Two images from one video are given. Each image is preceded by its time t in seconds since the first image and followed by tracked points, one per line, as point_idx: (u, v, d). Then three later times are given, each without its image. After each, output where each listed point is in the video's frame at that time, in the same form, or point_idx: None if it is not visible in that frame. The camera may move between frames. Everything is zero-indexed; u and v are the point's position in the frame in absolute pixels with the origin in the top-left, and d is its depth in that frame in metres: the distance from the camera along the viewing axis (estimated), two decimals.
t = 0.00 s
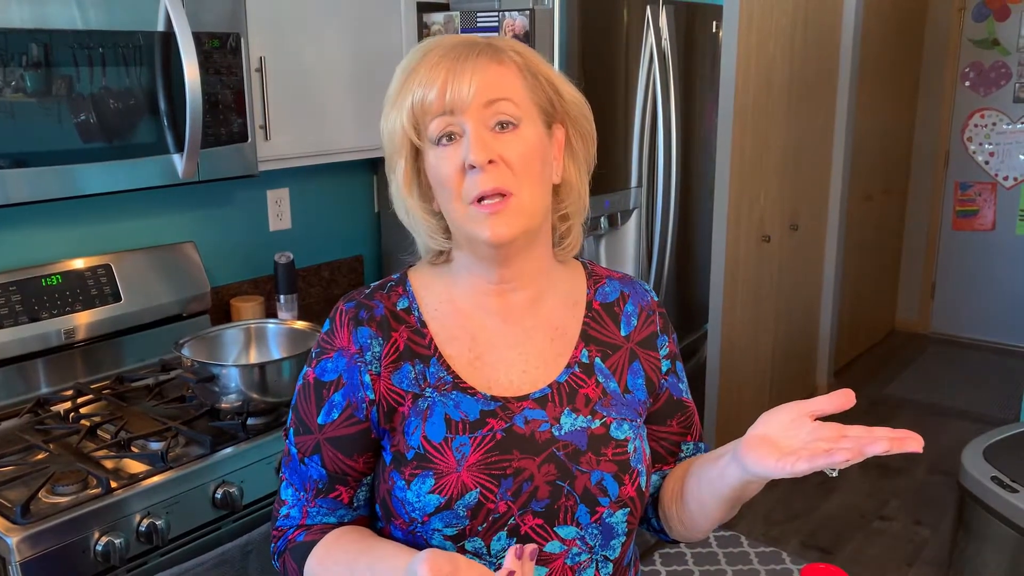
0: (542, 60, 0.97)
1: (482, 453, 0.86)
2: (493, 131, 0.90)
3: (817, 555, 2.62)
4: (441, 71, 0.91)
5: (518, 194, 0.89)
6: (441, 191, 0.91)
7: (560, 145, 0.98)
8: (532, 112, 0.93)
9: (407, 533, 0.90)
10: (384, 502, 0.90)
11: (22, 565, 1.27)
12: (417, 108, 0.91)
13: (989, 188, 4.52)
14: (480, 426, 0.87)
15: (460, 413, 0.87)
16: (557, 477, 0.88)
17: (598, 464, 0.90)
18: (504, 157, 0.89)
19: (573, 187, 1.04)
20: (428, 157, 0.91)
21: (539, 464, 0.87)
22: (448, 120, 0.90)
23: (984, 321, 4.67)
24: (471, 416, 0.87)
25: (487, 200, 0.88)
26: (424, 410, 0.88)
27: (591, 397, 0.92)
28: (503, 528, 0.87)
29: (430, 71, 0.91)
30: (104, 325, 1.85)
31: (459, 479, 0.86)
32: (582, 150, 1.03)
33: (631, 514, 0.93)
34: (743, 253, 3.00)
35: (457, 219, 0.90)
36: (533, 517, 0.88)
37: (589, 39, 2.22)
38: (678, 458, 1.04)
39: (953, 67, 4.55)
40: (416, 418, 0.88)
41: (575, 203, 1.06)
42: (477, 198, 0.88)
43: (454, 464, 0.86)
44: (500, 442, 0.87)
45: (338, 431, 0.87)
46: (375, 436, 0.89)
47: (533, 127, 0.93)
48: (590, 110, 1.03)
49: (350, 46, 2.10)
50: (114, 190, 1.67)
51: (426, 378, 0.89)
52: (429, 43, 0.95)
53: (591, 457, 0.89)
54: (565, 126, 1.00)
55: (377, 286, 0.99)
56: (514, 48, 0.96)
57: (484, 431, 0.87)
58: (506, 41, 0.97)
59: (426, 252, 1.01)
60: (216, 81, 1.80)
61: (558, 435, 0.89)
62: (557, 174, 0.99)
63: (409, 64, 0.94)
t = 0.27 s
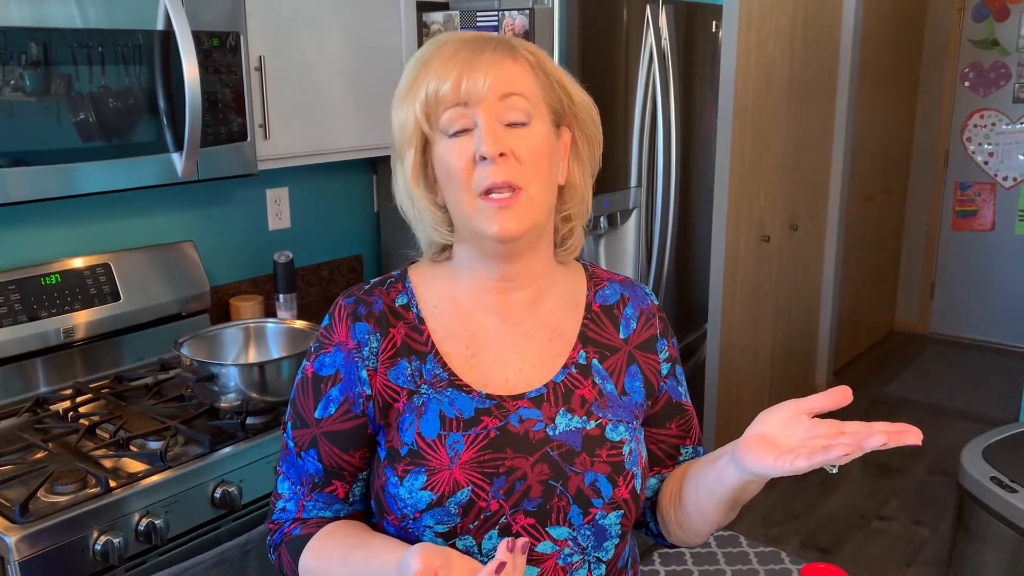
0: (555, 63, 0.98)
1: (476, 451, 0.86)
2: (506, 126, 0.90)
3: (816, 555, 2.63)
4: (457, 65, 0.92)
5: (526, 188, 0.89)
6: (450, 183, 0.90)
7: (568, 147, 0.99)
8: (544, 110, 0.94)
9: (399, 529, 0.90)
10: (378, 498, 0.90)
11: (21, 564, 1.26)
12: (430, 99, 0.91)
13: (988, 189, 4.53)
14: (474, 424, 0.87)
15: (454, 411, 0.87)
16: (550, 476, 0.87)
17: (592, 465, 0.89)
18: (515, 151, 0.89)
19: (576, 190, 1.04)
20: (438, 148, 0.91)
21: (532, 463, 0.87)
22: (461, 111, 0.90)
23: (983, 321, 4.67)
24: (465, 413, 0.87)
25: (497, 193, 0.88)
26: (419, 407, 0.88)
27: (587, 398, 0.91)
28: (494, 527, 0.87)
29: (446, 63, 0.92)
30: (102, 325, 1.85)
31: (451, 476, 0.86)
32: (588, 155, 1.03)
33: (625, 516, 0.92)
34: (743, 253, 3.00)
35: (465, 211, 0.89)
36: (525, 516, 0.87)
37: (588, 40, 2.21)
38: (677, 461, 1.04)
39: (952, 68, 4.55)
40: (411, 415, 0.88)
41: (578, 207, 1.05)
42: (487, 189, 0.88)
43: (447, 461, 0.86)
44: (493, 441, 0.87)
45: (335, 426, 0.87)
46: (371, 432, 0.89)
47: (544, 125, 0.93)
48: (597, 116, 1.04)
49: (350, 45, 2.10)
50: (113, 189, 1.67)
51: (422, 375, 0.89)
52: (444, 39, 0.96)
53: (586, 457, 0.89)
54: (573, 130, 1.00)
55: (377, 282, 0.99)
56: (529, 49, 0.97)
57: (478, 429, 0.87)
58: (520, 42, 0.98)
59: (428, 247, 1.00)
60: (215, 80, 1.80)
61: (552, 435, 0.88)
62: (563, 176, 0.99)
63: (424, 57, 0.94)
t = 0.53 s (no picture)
0: (561, 62, 0.97)
1: (474, 451, 0.86)
2: (499, 123, 0.90)
3: (815, 555, 2.63)
4: (454, 60, 0.92)
5: (516, 185, 0.88)
6: (443, 177, 0.91)
7: (570, 148, 0.98)
8: (542, 109, 0.93)
9: (398, 527, 0.90)
10: (377, 497, 0.91)
11: (20, 563, 1.27)
12: (428, 94, 0.92)
13: (987, 189, 4.53)
14: (474, 424, 0.87)
15: (454, 410, 0.87)
16: (548, 477, 0.87)
17: (591, 466, 0.89)
18: (505, 148, 0.89)
19: (582, 193, 1.05)
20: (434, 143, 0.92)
21: (531, 463, 0.87)
22: (455, 107, 0.91)
23: (982, 321, 4.68)
24: (465, 413, 0.87)
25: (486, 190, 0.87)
26: (419, 406, 0.88)
27: (587, 399, 0.91)
28: (492, 527, 0.87)
29: (444, 59, 0.92)
30: (102, 324, 1.85)
31: (450, 475, 0.86)
32: (593, 157, 1.03)
33: (623, 516, 0.93)
34: (742, 252, 3.00)
35: (456, 207, 0.89)
36: (524, 516, 0.87)
37: (587, 40, 2.21)
38: (677, 463, 1.04)
39: (951, 68, 4.55)
40: (410, 414, 0.88)
41: (583, 209, 1.06)
42: (476, 186, 0.88)
43: (446, 461, 0.86)
44: (492, 441, 0.87)
45: (334, 424, 0.88)
46: (371, 430, 0.89)
47: (540, 123, 0.92)
48: (604, 118, 1.03)
49: (350, 45, 2.10)
50: (112, 189, 1.67)
51: (422, 374, 0.89)
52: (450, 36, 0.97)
53: (585, 458, 0.89)
54: (578, 131, 1.00)
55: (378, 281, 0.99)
56: (533, 47, 0.97)
57: (477, 429, 0.87)
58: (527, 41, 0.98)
59: (430, 241, 1.02)
60: (215, 79, 1.80)
61: (552, 435, 0.88)
62: (564, 176, 0.99)
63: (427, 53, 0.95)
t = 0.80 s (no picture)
0: (573, 65, 0.98)
1: (479, 449, 0.86)
2: (513, 125, 0.90)
3: (815, 555, 2.63)
4: (470, 60, 0.92)
5: (530, 187, 0.89)
6: (456, 177, 0.91)
7: (579, 151, 0.99)
8: (555, 112, 0.94)
9: (402, 524, 0.89)
10: (380, 493, 0.91)
11: (20, 563, 1.27)
12: (442, 93, 0.92)
13: (987, 189, 4.53)
14: (478, 422, 0.87)
15: (459, 408, 0.87)
16: (552, 475, 0.88)
17: (594, 465, 0.90)
18: (519, 150, 0.89)
19: (588, 194, 1.04)
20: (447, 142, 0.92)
21: (534, 461, 0.87)
22: (470, 107, 0.91)
23: (982, 321, 4.68)
24: (469, 411, 0.87)
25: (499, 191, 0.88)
26: (424, 403, 0.88)
27: (590, 398, 0.91)
28: (496, 524, 0.87)
29: (461, 59, 0.92)
30: (102, 324, 1.85)
31: (455, 472, 0.86)
32: (600, 160, 1.03)
33: (625, 515, 0.93)
34: (741, 253, 3.01)
35: (468, 207, 0.90)
36: (527, 513, 0.87)
37: (587, 41, 2.21)
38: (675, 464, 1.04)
39: (951, 69, 4.56)
40: (415, 411, 0.88)
41: (589, 212, 1.05)
42: (489, 186, 0.88)
43: (451, 458, 0.86)
44: (497, 438, 0.87)
45: (341, 420, 0.88)
46: (377, 427, 0.89)
47: (553, 125, 0.93)
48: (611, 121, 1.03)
49: (349, 45, 2.11)
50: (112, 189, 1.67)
51: (427, 372, 0.89)
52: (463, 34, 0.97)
53: (588, 457, 0.89)
54: (586, 134, 1.00)
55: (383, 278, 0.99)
56: (546, 49, 0.97)
57: (482, 427, 0.87)
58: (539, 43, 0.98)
59: (438, 242, 1.02)
60: (214, 80, 1.80)
61: (554, 434, 0.89)
62: (573, 179, 0.99)
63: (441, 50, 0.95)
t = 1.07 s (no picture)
0: (587, 68, 0.99)
1: (495, 445, 0.87)
2: (527, 125, 0.91)
3: (815, 556, 2.63)
4: (485, 62, 0.93)
5: (542, 186, 0.89)
6: (470, 177, 0.91)
7: (593, 153, 0.99)
8: (568, 112, 0.94)
9: (416, 520, 0.90)
10: (396, 489, 0.90)
11: (22, 564, 1.27)
12: (457, 93, 0.93)
13: (987, 190, 4.53)
14: (493, 418, 0.87)
15: (474, 404, 0.88)
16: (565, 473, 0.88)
17: (606, 464, 0.91)
18: (532, 149, 0.89)
19: (600, 197, 1.05)
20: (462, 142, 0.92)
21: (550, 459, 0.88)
22: (484, 107, 0.91)
23: (983, 322, 4.68)
24: (484, 408, 0.88)
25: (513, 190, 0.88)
26: (439, 399, 0.88)
27: (603, 397, 0.92)
28: (509, 521, 0.89)
29: (476, 60, 0.93)
30: (104, 325, 1.86)
31: (470, 468, 0.87)
32: (614, 162, 1.04)
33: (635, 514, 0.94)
34: (742, 253, 3.00)
35: (482, 206, 0.90)
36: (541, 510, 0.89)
37: (587, 42, 2.21)
38: (667, 474, 0.99)
39: (952, 70, 4.56)
40: (432, 406, 0.88)
41: (602, 213, 1.06)
42: (503, 185, 0.88)
43: (467, 454, 0.87)
44: (512, 435, 0.87)
45: (365, 417, 0.87)
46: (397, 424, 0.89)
47: (567, 126, 0.93)
48: (625, 124, 1.04)
49: (350, 46, 2.11)
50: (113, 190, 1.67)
51: (443, 368, 0.90)
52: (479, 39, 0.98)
53: (600, 455, 0.90)
54: (600, 136, 1.00)
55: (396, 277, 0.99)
56: (561, 52, 0.98)
57: (497, 423, 0.87)
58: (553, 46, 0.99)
59: (451, 242, 1.02)
60: (216, 81, 1.80)
61: (568, 432, 0.89)
62: (586, 180, 0.99)
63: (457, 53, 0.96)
